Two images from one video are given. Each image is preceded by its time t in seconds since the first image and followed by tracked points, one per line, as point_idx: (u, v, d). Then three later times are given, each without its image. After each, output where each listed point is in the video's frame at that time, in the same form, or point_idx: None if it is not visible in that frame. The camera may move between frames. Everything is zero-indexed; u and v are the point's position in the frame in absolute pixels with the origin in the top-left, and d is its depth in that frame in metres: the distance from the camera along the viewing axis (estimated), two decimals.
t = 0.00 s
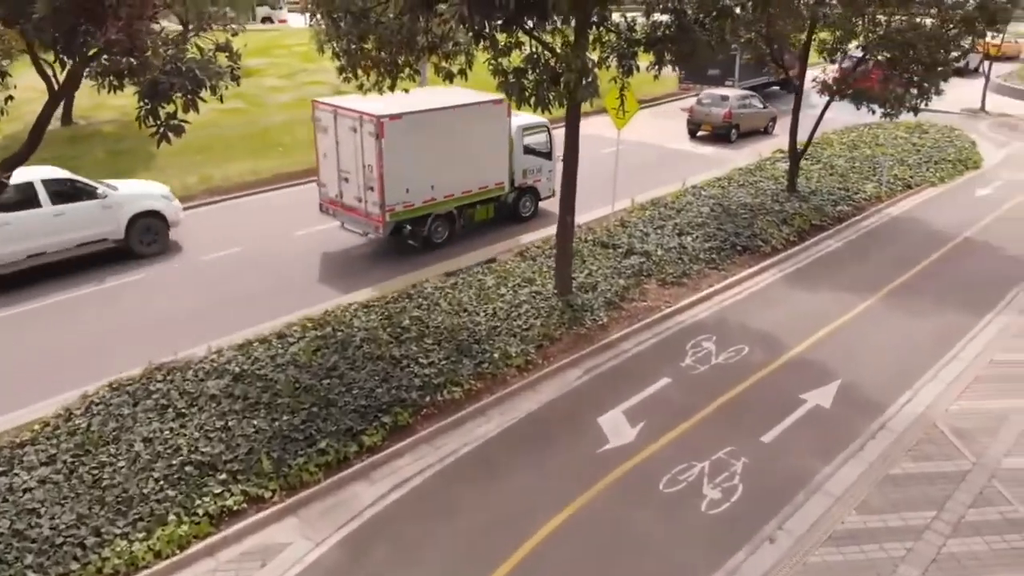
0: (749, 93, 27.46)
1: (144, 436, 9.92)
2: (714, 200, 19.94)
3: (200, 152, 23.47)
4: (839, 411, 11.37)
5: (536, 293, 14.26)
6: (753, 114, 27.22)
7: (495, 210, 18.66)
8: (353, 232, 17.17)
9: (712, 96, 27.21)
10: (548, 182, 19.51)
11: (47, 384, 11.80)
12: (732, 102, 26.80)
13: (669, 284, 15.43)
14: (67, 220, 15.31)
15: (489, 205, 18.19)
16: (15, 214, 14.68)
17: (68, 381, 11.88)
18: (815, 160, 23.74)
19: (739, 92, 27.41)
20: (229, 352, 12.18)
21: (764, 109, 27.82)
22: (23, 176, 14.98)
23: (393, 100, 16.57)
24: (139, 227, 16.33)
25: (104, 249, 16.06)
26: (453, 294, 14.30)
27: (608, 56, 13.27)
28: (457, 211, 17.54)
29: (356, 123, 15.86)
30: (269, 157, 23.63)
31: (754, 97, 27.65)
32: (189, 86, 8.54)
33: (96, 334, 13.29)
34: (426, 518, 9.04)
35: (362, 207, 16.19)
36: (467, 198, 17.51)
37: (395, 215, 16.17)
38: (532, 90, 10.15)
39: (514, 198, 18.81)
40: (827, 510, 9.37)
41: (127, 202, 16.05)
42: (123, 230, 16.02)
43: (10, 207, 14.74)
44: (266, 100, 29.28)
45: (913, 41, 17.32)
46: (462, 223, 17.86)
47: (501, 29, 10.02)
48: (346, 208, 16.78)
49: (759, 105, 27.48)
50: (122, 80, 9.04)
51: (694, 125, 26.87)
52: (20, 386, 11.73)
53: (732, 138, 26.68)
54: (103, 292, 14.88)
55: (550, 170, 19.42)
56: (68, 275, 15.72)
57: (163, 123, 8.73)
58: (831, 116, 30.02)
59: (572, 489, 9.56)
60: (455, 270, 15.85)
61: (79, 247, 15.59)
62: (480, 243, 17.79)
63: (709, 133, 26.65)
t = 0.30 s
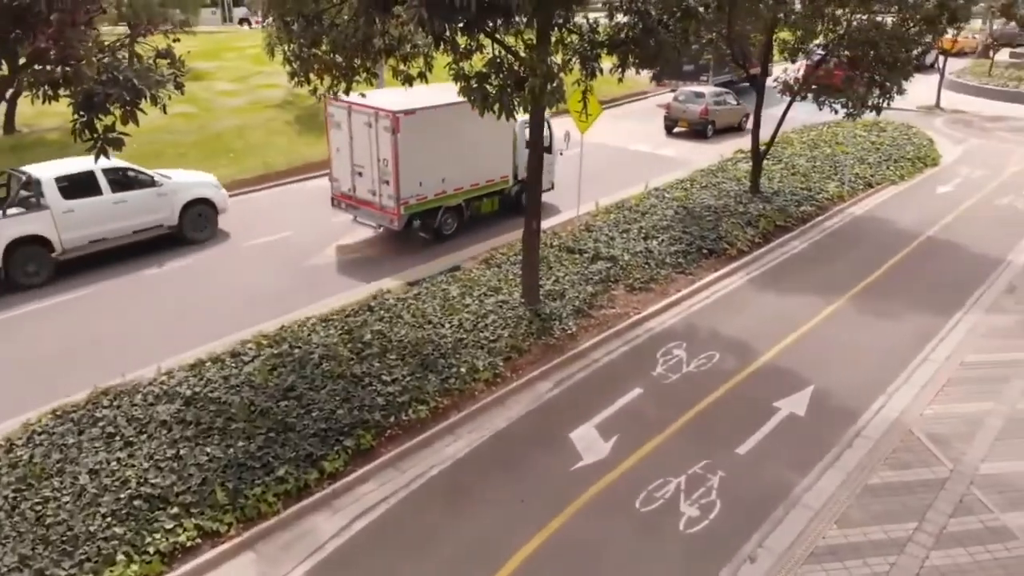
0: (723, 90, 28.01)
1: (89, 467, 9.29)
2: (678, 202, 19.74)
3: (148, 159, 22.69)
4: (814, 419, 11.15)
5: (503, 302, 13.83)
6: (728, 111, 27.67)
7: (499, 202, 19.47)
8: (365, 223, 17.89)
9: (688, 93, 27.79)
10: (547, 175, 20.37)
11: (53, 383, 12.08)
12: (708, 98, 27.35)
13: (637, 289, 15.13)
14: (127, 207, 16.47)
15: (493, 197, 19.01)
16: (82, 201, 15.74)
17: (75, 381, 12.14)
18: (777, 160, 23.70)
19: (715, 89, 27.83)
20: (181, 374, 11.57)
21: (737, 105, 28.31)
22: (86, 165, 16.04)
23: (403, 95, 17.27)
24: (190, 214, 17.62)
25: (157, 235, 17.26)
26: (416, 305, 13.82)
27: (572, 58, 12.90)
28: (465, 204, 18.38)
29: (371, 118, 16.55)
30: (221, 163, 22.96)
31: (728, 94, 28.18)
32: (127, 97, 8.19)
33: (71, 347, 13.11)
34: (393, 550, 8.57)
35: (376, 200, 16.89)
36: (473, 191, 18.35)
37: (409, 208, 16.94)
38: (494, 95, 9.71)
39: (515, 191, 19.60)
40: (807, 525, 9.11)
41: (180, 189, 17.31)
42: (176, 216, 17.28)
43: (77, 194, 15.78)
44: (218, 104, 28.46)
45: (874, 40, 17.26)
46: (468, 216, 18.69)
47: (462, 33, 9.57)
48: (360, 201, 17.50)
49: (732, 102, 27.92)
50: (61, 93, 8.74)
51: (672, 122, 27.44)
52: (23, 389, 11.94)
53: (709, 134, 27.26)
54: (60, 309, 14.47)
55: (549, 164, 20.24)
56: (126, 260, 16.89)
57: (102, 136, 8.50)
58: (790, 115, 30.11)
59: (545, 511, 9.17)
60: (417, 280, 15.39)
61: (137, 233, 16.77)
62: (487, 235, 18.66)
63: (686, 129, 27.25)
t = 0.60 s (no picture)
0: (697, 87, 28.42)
1: (33, 500, 8.69)
2: (641, 205, 19.53)
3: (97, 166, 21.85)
4: (788, 426, 10.94)
5: (468, 311, 13.41)
6: (701, 108, 28.07)
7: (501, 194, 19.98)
8: (376, 215, 18.46)
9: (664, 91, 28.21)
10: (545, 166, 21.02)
11: (62, 381, 12.07)
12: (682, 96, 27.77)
13: (605, 295, 14.84)
14: (175, 194, 17.34)
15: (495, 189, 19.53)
16: (135, 188, 16.62)
17: (84, 378, 12.14)
18: (738, 160, 23.63)
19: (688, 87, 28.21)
20: (131, 397, 10.95)
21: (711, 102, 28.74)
22: (137, 153, 16.91)
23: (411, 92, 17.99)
24: (232, 201, 18.48)
25: (203, 221, 18.16)
26: (378, 317, 13.34)
27: (535, 61, 12.55)
28: (471, 195, 18.96)
29: (383, 112, 17.16)
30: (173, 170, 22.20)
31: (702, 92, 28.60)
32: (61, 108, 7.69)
33: (55, 353, 12.93)
34: None
35: (388, 191, 17.46)
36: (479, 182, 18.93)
37: (419, 199, 17.54)
38: (458, 101, 9.34)
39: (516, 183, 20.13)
40: (787, 539, 8.87)
41: (223, 177, 18.16)
42: (221, 203, 18.16)
43: (129, 181, 16.66)
44: (167, 108, 27.60)
45: (836, 40, 17.31)
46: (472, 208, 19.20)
47: (422, 37, 9.17)
48: (370, 194, 18.08)
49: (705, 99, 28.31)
50: None
51: (648, 120, 27.91)
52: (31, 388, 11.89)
53: (684, 131, 27.72)
54: (18, 321, 13.96)
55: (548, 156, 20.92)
56: (177, 245, 17.77)
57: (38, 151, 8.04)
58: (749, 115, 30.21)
59: (518, 533, 8.80)
60: (378, 290, 14.92)
61: (185, 219, 17.65)
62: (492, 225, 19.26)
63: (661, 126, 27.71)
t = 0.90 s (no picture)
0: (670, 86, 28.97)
1: None
2: (606, 207, 19.33)
3: (40, 175, 20.96)
4: (763, 434, 10.75)
5: (434, 322, 13.02)
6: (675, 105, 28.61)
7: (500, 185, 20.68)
8: (381, 206, 19.04)
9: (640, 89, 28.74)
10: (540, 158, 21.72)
11: (60, 382, 12.09)
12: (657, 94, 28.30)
13: (573, 300, 14.57)
14: (214, 181, 18.56)
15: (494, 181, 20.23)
16: (179, 175, 17.79)
17: (84, 380, 12.16)
18: (700, 161, 23.56)
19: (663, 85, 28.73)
20: (80, 422, 10.38)
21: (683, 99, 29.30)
22: (178, 143, 18.08)
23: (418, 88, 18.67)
24: (265, 188, 19.76)
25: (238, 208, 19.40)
26: (339, 330, 12.90)
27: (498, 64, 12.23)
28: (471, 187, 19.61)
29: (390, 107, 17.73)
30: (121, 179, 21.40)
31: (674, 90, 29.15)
32: None
33: (55, 353, 12.99)
34: None
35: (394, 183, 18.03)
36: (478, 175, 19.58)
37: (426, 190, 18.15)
38: (421, 107, 8.98)
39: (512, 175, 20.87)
40: (767, 552, 8.66)
41: (255, 166, 19.44)
42: (255, 190, 19.41)
43: (172, 170, 17.83)
44: (116, 113, 26.74)
45: (798, 39, 17.22)
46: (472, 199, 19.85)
47: (382, 41, 8.78)
48: (377, 186, 18.63)
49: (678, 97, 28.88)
50: None
51: (624, 117, 28.49)
52: (24, 392, 11.83)
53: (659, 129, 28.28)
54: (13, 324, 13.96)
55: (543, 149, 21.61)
56: (215, 229, 18.99)
57: None
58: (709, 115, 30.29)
59: (492, 557, 8.46)
60: (340, 300, 14.46)
61: (224, 205, 18.89)
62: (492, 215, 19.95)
63: (637, 124, 28.29)
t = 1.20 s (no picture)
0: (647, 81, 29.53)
1: None
2: (573, 210, 19.11)
3: None
4: (739, 441, 10.57)
5: (401, 332, 12.63)
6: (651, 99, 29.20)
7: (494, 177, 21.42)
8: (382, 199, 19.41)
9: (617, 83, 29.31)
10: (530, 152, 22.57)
11: (59, 382, 12.20)
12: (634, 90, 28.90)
13: (543, 306, 14.29)
14: (246, 168, 19.69)
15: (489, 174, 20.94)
16: (214, 163, 18.87)
17: (83, 381, 12.28)
18: (664, 162, 23.46)
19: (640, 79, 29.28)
20: (29, 447, 9.84)
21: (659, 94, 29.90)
22: (212, 132, 19.17)
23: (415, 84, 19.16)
24: (292, 176, 20.99)
25: (266, 194, 20.54)
26: (303, 343, 12.46)
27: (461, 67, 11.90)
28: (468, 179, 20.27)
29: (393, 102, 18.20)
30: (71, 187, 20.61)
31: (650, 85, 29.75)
32: None
33: (55, 353, 13.14)
34: None
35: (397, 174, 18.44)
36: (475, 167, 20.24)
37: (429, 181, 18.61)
38: (386, 113, 8.60)
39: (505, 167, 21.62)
40: (750, 565, 8.46)
41: (282, 154, 20.62)
42: (281, 177, 20.60)
43: (207, 158, 18.89)
44: (64, 119, 25.83)
45: (761, 40, 17.19)
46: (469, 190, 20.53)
47: (342, 44, 8.40)
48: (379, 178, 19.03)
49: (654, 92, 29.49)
50: None
51: (601, 112, 29.09)
52: (19, 394, 11.87)
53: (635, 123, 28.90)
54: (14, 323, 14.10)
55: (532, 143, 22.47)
56: (240, 214, 20.11)
57: None
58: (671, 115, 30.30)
59: None
60: (302, 311, 14.02)
61: (253, 191, 20.03)
62: (489, 206, 20.66)
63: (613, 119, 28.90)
